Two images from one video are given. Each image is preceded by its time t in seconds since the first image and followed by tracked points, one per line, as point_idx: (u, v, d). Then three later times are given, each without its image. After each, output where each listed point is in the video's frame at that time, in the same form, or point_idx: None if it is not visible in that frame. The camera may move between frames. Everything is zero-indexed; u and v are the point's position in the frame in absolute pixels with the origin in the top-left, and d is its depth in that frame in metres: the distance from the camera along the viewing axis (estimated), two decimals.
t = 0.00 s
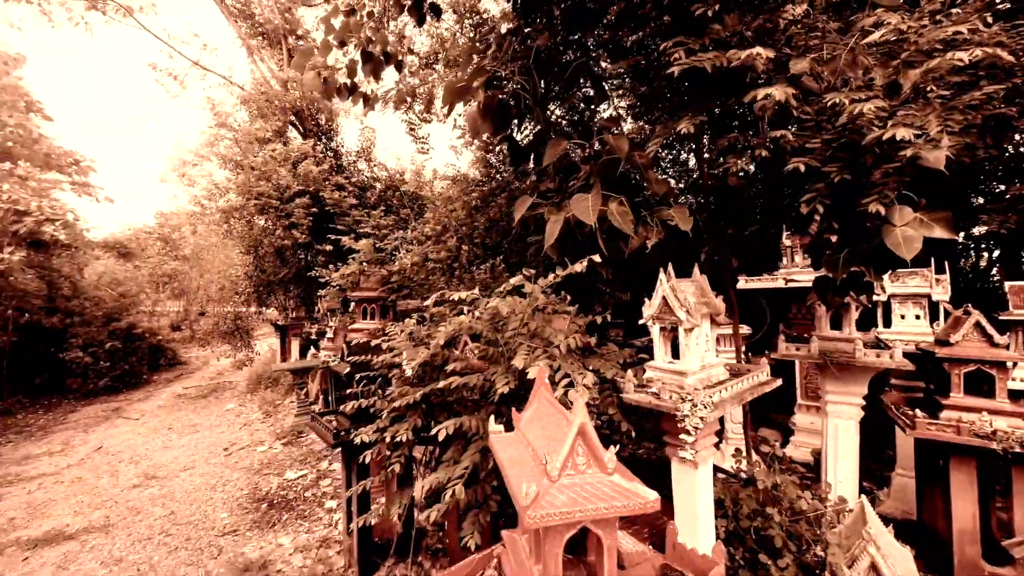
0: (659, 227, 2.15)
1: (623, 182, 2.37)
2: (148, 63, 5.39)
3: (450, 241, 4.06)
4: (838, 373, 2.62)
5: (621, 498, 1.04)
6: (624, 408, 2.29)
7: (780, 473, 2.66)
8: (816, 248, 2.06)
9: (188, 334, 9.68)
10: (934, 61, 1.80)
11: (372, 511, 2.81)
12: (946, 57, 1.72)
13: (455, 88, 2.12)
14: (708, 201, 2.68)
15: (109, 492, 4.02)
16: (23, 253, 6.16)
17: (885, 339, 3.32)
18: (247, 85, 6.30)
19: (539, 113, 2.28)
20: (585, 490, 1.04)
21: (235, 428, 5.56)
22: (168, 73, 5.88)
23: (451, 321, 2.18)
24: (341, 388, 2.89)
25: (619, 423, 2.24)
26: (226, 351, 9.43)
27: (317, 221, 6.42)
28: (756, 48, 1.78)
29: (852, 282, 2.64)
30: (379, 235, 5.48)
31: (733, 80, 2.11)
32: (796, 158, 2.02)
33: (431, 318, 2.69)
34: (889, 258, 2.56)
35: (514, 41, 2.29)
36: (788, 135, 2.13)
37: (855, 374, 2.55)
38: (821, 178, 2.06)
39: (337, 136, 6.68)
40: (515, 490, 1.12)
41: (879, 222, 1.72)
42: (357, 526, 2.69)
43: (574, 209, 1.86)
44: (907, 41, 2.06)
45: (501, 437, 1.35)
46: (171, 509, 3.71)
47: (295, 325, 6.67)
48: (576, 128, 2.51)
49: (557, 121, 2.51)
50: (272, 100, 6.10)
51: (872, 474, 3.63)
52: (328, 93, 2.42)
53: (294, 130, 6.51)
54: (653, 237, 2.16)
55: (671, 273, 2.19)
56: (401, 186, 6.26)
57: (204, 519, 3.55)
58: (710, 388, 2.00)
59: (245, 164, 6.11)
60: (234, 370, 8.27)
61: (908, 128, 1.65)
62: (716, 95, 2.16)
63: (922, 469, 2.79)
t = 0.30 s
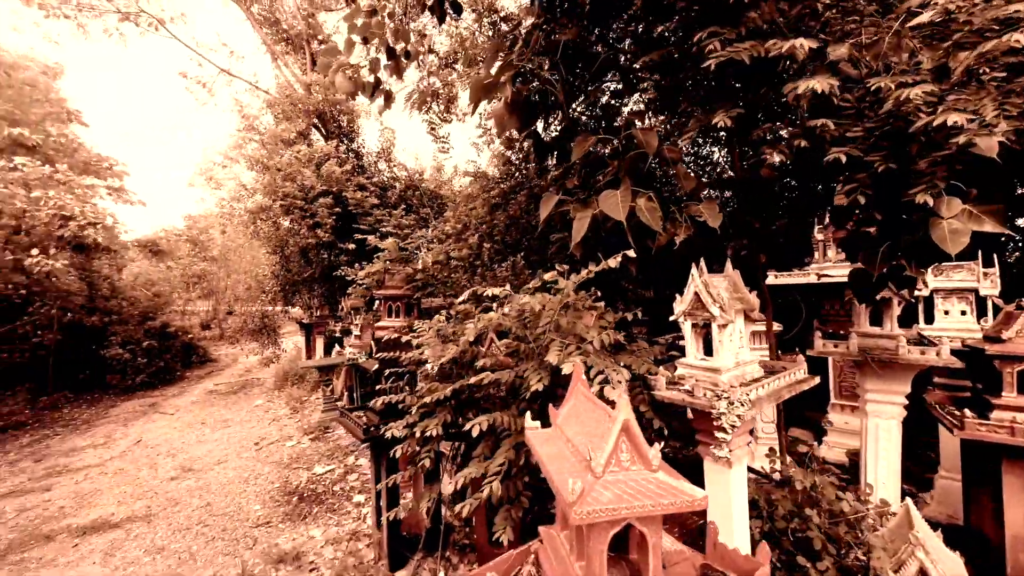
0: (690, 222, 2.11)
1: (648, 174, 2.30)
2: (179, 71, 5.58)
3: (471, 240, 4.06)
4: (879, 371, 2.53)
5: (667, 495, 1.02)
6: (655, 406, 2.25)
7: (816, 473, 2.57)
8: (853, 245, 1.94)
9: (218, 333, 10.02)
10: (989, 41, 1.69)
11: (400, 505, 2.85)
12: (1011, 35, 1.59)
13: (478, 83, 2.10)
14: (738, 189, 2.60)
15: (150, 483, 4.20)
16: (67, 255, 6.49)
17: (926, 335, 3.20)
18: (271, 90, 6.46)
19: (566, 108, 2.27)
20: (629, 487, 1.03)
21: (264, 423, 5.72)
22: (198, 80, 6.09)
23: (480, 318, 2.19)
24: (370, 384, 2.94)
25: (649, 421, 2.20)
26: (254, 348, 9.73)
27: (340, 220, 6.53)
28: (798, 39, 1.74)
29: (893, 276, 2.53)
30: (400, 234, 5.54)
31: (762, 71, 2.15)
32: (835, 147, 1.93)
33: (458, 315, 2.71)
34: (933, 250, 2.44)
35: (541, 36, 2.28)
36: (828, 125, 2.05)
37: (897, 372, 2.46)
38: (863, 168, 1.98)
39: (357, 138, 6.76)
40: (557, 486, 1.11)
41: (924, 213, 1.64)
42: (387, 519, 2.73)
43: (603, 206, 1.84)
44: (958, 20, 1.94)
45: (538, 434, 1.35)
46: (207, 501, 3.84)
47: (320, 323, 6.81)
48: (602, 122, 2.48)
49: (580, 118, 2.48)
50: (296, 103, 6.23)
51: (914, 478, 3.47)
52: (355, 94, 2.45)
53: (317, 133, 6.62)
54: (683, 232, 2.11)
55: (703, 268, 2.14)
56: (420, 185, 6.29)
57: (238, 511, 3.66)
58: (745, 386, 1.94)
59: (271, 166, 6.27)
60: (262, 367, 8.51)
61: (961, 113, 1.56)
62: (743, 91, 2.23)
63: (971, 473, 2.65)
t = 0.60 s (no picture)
0: (720, 216, 2.06)
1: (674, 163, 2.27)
2: (207, 76, 5.76)
3: (492, 237, 4.08)
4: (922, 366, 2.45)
5: (713, 490, 1.00)
6: (684, 402, 2.21)
7: (853, 473, 2.49)
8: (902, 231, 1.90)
9: (243, 330, 10.32)
10: None
11: (426, 499, 2.89)
12: None
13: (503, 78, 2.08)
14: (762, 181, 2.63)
15: (186, 474, 4.37)
16: (105, 256, 6.79)
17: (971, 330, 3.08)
18: (295, 93, 6.61)
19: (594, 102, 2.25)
20: (673, 481, 1.01)
21: (291, 418, 5.87)
22: (224, 85, 6.27)
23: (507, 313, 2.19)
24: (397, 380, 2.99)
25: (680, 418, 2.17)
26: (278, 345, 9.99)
27: (361, 220, 6.63)
28: (839, 22, 1.68)
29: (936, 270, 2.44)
30: (421, 232, 5.61)
31: (793, 65, 2.17)
32: (877, 133, 1.86)
33: (483, 311, 2.72)
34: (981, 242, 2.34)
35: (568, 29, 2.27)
36: (869, 111, 1.97)
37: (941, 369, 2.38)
38: (906, 154, 1.89)
39: (377, 138, 6.86)
40: (596, 479, 1.11)
41: (978, 199, 1.60)
42: (414, 512, 2.77)
43: (633, 198, 1.80)
44: None
45: (574, 428, 1.35)
46: (240, 492, 3.97)
47: (342, 321, 6.94)
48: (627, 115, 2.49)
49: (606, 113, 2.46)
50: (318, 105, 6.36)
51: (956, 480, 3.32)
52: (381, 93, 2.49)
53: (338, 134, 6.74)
54: (714, 225, 2.07)
55: (735, 262, 2.09)
56: (439, 184, 6.34)
57: (269, 502, 3.77)
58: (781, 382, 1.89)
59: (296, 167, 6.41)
60: (286, 364, 8.74)
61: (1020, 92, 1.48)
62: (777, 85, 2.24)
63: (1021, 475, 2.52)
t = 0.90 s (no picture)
0: (753, 211, 2.01)
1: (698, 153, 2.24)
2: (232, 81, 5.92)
3: (511, 235, 4.08)
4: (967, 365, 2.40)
5: (757, 489, 0.98)
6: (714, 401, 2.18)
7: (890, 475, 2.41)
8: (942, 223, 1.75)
9: (267, 329, 10.60)
10: None
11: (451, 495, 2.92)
12: None
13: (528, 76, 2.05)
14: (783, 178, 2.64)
15: (216, 468, 4.52)
16: (137, 257, 7.06)
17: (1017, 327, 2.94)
18: (315, 95, 6.74)
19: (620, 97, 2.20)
20: (715, 480, 1.00)
21: (314, 414, 6.00)
22: (248, 89, 6.43)
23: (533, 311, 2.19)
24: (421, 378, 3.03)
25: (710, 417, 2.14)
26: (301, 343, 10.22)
27: (381, 219, 6.73)
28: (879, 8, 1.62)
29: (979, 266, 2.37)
30: (439, 231, 5.66)
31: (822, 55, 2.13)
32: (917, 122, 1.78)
33: (506, 309, 2.73)
34: None
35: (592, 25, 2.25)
36: (908, 100, 1.90)
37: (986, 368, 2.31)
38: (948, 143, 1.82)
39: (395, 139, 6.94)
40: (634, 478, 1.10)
41: None
42: (439, 508, 2.81)
43: (664, 192, 1.77)
44: None
45: (609, 427, 1.34)
46: (268, 486, 4.08)
47: (362, 319, 7.06)
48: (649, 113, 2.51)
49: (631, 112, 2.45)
50: (338, 107, 6.47)
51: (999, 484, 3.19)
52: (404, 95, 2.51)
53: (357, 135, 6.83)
54: (745, 222, 2.02)
55: (767, 258, 2.05)
56: (456, 183, 6.39)
57: (296, 496, 3.87)
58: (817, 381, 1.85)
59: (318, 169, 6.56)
60: (309, 361, 8.95)
61: None
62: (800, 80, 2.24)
63: None
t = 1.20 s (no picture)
0: (781, 205, 1.94)
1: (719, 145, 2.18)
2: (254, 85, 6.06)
3: (529, 233, 4.08)
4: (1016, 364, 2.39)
5: (797, 486, 0.97)
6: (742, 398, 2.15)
7: (925, 476, 2.34)
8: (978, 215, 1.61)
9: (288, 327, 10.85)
10: None
11: (473, 491, 2.95)
12: None
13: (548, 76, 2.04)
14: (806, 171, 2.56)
15: (244, 462, 4.65)
16: (166, 258, 7.31)
17: None
18: (332, 97, 6.85)
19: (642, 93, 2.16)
20: (753, 476, 0.98)
21: (336, 410, 6.12)
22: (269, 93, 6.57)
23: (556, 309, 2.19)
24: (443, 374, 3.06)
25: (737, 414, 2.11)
26: (321, 341, 10.43)
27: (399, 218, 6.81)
28: None
29: None
30: (456, 230, 5.70)
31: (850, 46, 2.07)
32: (956, 113, 1.70)
33: (527, 307, 2.73)
34: None
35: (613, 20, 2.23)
36: (945, 89, 1.83)
37: None
38: (990, 135, 1.73)
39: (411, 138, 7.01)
40: (668, 473, 1.10)
41: None
42: (463, 503, 2.84)
43: (687, 190, 1.72)
44: None
45: (638, 422, 1.33)
46: (294, 480, 4.18)
47: (381, 317, 7.17)
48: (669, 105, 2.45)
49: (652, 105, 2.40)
50: (356, 108, 6.56)
51: None
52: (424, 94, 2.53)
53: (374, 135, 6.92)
54: (772, 217, 1.98)
55: (797, 252, 2.00)
56: (472, 181, 6.42)
57: (321, 490, 3.96)
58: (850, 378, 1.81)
59: (337, 169, 6.66)
60: (329, 359, 9.13)
61: None
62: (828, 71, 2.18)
63: None
